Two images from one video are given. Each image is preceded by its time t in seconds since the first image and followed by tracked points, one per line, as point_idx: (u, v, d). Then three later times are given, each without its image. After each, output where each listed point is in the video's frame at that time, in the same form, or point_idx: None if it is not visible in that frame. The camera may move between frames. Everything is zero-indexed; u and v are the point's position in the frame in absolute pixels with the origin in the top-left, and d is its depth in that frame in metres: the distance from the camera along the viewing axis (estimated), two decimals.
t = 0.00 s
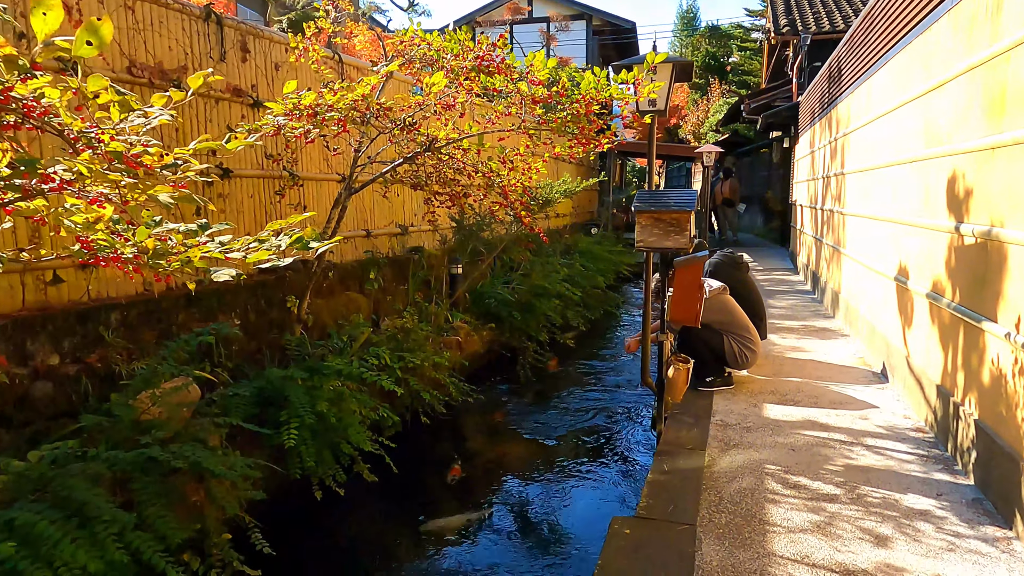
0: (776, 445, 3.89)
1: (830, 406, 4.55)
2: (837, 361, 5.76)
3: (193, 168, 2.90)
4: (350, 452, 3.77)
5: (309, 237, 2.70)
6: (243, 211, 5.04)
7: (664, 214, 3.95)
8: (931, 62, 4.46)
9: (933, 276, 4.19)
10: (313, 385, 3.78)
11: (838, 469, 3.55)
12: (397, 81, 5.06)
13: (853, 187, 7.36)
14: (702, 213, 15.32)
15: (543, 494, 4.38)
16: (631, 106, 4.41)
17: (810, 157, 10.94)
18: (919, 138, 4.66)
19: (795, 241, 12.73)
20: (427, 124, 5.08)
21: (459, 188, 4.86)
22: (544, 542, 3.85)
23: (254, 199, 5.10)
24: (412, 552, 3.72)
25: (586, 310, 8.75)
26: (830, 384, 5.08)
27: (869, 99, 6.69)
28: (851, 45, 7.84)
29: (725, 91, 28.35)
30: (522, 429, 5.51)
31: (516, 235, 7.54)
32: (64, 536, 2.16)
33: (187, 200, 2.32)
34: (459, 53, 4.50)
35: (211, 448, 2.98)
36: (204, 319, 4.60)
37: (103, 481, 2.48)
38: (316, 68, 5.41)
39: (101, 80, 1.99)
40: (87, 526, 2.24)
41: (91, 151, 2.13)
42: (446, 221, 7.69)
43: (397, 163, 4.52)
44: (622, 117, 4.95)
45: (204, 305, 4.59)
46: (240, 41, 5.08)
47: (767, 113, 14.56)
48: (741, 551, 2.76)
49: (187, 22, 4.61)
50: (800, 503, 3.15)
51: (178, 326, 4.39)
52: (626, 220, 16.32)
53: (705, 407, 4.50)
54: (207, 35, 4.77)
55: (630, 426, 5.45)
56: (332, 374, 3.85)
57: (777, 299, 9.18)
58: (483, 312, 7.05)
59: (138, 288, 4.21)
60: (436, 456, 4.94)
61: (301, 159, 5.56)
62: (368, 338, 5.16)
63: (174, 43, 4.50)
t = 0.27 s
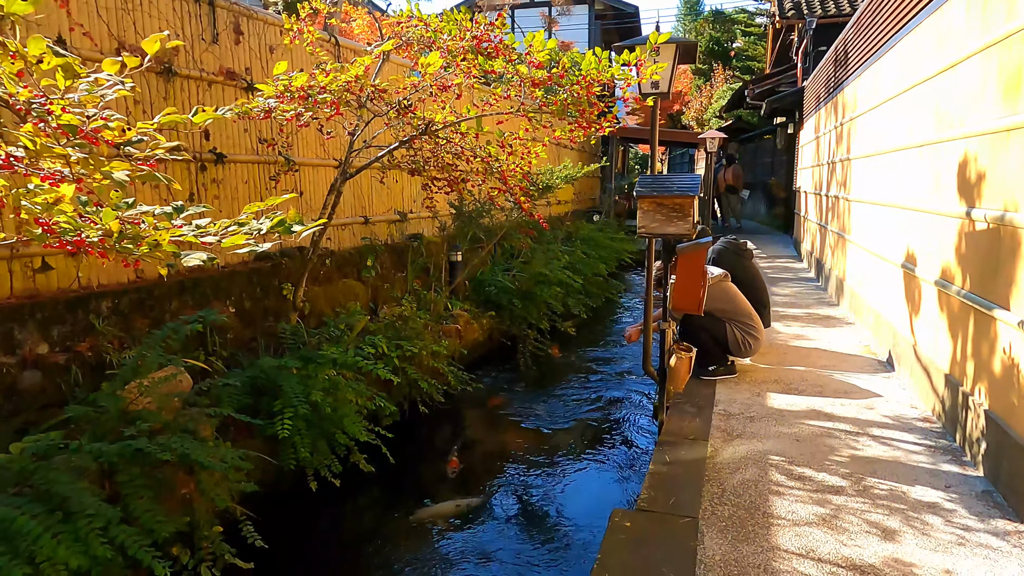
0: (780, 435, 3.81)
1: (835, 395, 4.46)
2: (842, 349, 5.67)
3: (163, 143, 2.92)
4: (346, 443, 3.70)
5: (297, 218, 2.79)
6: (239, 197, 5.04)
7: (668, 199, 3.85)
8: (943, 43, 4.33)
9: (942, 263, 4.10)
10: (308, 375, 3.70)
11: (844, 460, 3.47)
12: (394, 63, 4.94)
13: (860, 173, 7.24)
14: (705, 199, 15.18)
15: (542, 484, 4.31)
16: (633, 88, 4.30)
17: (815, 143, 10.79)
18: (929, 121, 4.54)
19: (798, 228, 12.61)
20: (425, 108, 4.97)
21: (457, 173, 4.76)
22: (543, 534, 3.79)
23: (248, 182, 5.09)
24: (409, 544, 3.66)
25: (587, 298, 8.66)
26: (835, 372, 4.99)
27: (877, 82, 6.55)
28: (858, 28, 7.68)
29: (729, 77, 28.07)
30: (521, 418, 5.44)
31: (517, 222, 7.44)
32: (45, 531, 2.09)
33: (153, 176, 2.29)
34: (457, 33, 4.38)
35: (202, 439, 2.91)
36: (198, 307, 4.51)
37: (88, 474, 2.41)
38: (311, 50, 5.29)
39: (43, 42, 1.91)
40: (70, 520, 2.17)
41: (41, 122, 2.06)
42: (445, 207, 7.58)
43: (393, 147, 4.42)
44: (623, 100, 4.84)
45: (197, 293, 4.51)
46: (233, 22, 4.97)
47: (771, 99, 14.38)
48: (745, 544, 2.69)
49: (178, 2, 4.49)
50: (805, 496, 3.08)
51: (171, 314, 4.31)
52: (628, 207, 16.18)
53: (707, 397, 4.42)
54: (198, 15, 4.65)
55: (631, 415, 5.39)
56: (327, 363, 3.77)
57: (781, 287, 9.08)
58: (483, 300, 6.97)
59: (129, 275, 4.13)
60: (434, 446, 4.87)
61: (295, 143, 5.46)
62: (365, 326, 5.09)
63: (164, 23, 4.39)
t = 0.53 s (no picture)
0: (784, 425, 3.71)
1: (840, 384, 4.37)
2: (846, 337, 5.57)
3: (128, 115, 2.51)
4: (338, 432, 3.62)
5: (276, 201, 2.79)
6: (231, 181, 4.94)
7: (669, 182, 3.73)
8: (954, 20, 4.19)
9: (952, 248, 3.98)
10: (299, 363, 3.61)
11: (849, 450, 3.37)
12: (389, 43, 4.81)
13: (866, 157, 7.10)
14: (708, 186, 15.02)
15: (539, 476, 4.24)
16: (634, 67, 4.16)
17: (820, 128, 10.62)
18: (939, 101, 4.40)
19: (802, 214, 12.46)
20: (420, 90, 4.84)
21: (453, 156, 4.64)
22: (539, 527, 3.71)
23: (240, 168, 4.98)
24: (403, 535, 3.59)
25: (587, 285, 8.56)
26: (840, 361, 4.89)
27: (884, 63, 6.39)
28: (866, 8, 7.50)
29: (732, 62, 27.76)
30: (520, 406, 5.35)
31: (516, 207, 7.32)
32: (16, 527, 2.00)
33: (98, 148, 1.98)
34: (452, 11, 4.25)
35: (186, 430, 2.82)
36: (189, 294, 4.42)
37: (64, 466, 2.33)
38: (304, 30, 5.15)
39: None
40: (43, 515, 2.08)
41: None
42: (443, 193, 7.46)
43: (387, 129, 4.30)
44: (624, 80, 4.70)
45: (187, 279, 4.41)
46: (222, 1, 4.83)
47: (775, 83, 14.17)
48: (747, 538, 2.60)
49: None
50: (809, 488, 2.99)
51: (160, 301, 4.21)
52: (630, 194, 16.03)
53: (709, 385, 4.33)
54: None
55: (631, 405, 5.30)
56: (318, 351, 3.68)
57: (784, 273, 8.97)
58: (481, 287, 6.87)
59: (117, 262, 4.03)
60: (430, 435, 4.79)
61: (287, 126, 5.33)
62: (360, 313, 4.99)
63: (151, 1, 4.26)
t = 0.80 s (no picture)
0: (786, 416, 3.60)
1: (844, 373, 4.26)
2: (850, 324, 5.45)
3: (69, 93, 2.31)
4: (326, 423, 3.52)
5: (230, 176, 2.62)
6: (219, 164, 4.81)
7: (669, 164, 3.59)
8: None
9: (963, 234, 3.84)
10: (285, 352, 3.51)
11: (853, 443, 3.27)
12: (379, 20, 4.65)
13: (872, 140, 6.92)
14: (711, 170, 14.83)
15: (535, 468, 4.15)
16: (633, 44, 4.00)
17: (826, 110, 10.42)
18: (951, 81, 4.23)
19: (806, 199, 12.28)
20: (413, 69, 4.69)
21: (446, 138, 4.49)
22: (533, 521, 3.62)
23: (229, 150, 4.83)
24: (394, 530, 3.51)
25: (587, 271, 8.43)
26: (844, 349, 4.78)
27: (893, 42, 6.20)
28: None
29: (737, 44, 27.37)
30: (516, 395, 5.26)
31: (514, 191, 7.18)
32: None
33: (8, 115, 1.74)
34: None
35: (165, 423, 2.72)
36: (176, 280, 4.31)
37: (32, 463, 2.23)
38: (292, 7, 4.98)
39: None
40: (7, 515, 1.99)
41: None
42: (440, 176, 7.31)
43: (377, 110, 4.16)
44: (624, 58, 4.54)
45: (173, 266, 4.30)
46: None
47: (780, 65, 13.92)
48: (746, 537, 2.50)
49: None
50: (812, 483, 2.88)
51: (146, 288, 4.10)
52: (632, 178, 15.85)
53: (709, 374, 4.22)
54: None
55: (630, 394, 5.20)
56: (306, 340, 3.57)
57: (787, 259, 8.83)
58: (479, 273, 6.75)
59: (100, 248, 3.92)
60: (424, 424, 4.70)
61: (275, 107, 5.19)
62: (353, 300, 4.88)
63: None
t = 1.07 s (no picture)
0: (787, 411, 3.50)
1: (848, 365, 4.15)
2: (855, 315, 5.33)
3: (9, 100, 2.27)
4: (315, 417, 3.43)
5: (191, 167, 2.35)
6: (209, 150, 4.68)
7: (668, 150, 3.47)
8: None
9: (973, 223, 3.71)
10: (272, 344, 3.41)
11: (857, 439, 3.16)
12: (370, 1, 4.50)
13: (879, 126, 6.77)
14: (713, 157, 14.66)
15: (531, 461, 4.06)
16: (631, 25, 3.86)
17: (831, 96, 10.24)
18: (963, 64, 4.08)
19: (810, 186, 12.13)
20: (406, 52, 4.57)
21: (439, 124, 4.37)
22: (527, 516, 3.53)
23: (217, 137, 4.71)
24: (385, 526, 3.42)
25: (587, 259, 8.32)
26: (847, 340, 4.67)
27: (902, 25, 6.03)
28: None
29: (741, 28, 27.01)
30: (513, 386, 5.17)
31: (513, 178, 7.06)
32: None
33: None
34: None
35: (142, 419, 2.64)
36: (163, 269, 4.20)
37: None
38: None
39: None
40: None
41: None
42: (437, 163, 7.19)
43: (367, 94, 4.04)
44: (623, 40, 4.39)
45: (160, 255, 4.20)
46: None
47: (785, 50, 13.71)
48: (745, 539, 2.41)
49: None
50: (815, 481, 2.78)
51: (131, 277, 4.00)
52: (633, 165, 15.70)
53: (709, 367, 4.12)
54: None
55: (629, 385, 5.10)
56: (294, 332, 3.47)
57: (791, 248, 8.70)
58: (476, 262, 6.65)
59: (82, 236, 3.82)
60: (417, 416, 4.61)
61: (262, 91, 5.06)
62: (346, 290, 4.78)
63: None
